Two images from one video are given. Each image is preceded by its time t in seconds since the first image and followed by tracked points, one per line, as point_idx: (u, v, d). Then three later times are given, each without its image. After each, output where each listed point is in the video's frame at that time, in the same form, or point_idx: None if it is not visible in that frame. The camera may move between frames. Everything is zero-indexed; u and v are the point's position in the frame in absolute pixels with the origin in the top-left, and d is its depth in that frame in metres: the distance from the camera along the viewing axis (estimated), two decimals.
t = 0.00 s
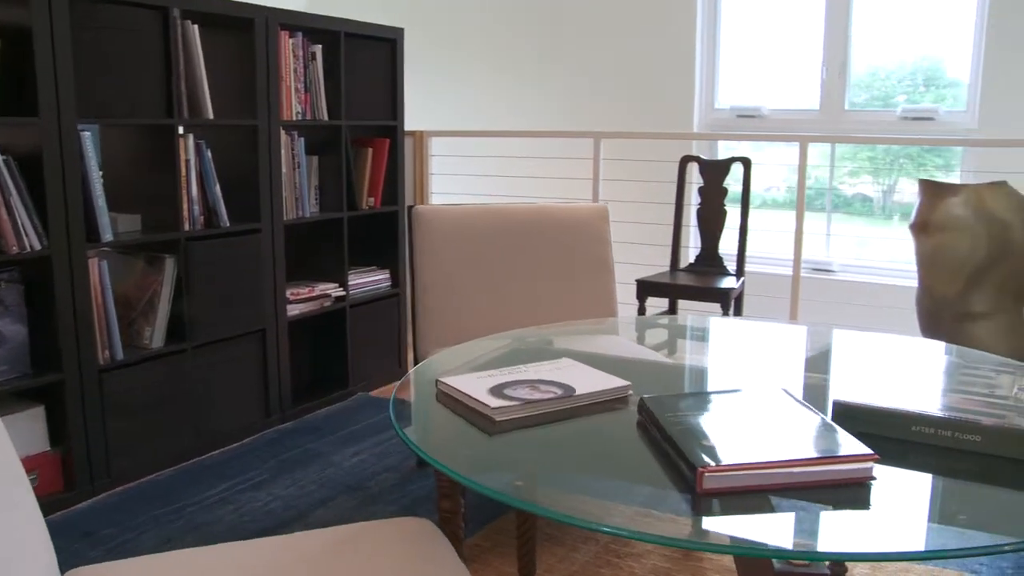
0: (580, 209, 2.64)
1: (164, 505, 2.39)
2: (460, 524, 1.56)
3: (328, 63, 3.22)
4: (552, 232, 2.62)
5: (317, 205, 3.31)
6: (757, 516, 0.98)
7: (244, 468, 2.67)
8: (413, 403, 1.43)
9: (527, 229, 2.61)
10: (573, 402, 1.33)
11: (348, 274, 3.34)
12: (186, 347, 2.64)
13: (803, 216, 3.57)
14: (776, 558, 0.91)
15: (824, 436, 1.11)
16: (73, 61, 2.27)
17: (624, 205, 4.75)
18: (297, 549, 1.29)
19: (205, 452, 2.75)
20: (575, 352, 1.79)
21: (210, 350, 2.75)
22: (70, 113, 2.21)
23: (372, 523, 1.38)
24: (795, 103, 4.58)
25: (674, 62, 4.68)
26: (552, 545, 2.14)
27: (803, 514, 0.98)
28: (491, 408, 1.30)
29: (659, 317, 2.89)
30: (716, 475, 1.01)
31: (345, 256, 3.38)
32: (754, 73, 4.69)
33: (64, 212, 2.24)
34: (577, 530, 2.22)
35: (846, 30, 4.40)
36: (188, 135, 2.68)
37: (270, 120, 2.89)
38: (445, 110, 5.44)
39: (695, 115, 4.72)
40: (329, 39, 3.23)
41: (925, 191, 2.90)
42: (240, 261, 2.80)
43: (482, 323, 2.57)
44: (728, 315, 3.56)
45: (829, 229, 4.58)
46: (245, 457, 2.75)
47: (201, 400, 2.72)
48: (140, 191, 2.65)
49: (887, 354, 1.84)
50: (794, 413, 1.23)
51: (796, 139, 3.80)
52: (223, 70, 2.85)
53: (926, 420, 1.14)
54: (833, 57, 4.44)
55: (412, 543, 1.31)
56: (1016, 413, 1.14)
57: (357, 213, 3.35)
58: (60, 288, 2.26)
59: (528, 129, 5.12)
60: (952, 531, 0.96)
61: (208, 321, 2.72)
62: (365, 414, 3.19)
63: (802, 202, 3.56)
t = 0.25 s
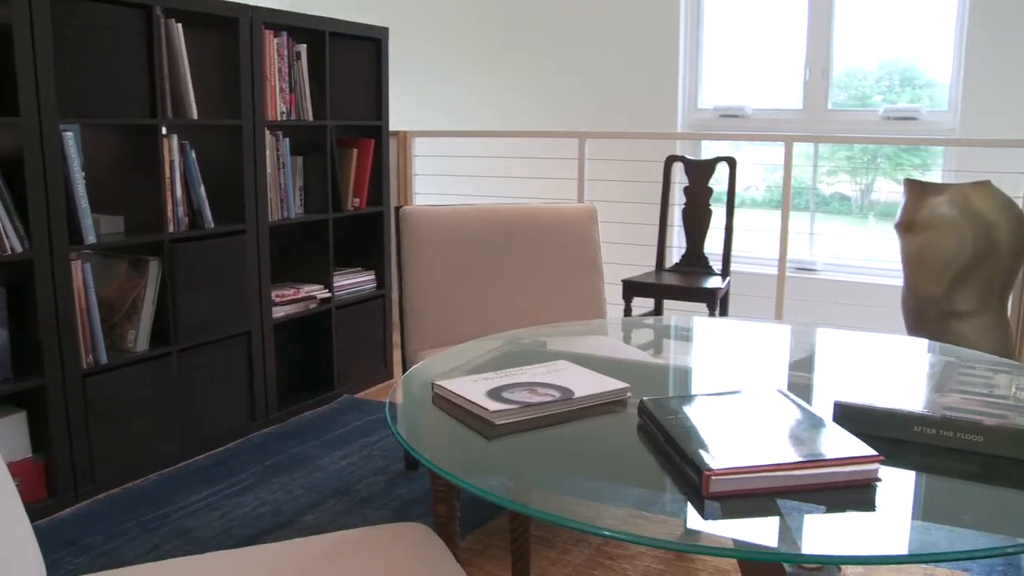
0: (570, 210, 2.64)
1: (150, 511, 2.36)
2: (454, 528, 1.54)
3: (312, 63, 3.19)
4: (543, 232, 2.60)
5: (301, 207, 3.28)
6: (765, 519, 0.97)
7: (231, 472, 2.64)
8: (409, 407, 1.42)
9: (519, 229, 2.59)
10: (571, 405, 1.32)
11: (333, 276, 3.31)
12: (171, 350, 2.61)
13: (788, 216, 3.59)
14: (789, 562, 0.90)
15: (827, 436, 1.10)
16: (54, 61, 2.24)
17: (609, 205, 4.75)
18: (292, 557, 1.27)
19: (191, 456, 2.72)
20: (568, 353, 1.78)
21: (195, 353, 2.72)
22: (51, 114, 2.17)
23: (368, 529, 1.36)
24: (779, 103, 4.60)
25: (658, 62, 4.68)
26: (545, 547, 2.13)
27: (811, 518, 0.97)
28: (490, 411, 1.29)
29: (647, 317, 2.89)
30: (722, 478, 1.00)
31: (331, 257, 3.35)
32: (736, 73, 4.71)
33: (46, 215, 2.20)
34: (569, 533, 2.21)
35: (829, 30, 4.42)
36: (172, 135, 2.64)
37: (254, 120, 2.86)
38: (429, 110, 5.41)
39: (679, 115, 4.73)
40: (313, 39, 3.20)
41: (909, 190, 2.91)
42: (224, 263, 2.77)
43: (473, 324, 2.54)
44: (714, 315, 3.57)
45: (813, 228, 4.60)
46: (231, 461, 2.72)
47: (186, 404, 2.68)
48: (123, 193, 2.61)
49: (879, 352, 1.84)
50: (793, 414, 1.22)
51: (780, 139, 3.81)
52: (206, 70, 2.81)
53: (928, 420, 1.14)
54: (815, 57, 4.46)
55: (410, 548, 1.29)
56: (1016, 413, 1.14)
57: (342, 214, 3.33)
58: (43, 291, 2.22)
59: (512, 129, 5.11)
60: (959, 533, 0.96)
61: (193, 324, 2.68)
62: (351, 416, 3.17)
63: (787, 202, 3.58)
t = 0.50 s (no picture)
0: (558, 210, 2.63)
1: (136, 517, 2.32)
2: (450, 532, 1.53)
3: (297, 63, 3.16)
4: (532, 232, 2.59)
5: (286, 208, 3.25)
6: (773, 523, 0.97)
7: (217, 477, 2.61)
8: (405, 410, 1.40)
9: (507, 229, 2.58)
10: (571, 408, 1.31)
11: (318, 277, 3.28)
12: (156, 353, 2.57)
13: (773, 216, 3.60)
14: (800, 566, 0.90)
15: (831, 437, 1.10)
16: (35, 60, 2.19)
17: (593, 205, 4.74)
18: (290, 564, 1.25)
19: (176, 461, 2.68)
20: (562, 354, 1.77)
21: (180, 356, 2.68)
22: (33, 114, 2.13)
23: (366, 535, 1.34)
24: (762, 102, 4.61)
25: (642, 62, 4.68)
26: (537, 550, 2.12)
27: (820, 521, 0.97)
28: (490, 414, 1.27)
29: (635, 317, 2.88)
30: (729, 481, 1.00)
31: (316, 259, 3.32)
32: (720, 73, 4.72)
33: (28, 216, 2.16)
34: (561, 535, 2.20)
35: (811, 30, 4.44)
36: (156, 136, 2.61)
37: (239, 120, 2.83)
38: (412, 110, 5.38)
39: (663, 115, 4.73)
40: (298, 38, 3.17)
41: (895, 189, 2.92)
42: (209, 265, 2.73)
43: (462, 324, 2.52)
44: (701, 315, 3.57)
45: (796, 228, 4.62)
46: (217, 466, 2.69)
47: (171, 408, 2.64)
48: (106, 194, 2.57)
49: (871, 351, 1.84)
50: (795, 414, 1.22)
51: (765, 139, 3.82)
52: (190, 69, 2.78)
53: (930, 421, 1.14)
54: (798, 57, 4.48)
55: (409, 553, 1.28)
56: (1017, 413, 1.15)
57: (327, 215, 3.30)
58: (25, 293, 2.18)
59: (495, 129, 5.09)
60: (967, 534, 0.96)
61: (177, 327, 2.65)
62: (338, 419, 3.14)
63: (773, 202, 3.59)
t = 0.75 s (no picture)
0: (547, 211, 2.62)
1: (122, 523, 2.29)
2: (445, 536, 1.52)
3: (281, 62, 3.13)
4: (521, 233, 2.58)
5: (270, 209, 3.22)
6: (782, 525, 0.96)
7: (203, 482, 2.58)
8: (401, 414, 1.38)
9: (496, 229, 2.56)
10: (570, 410, 1.30)
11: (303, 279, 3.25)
12: (139, 357, 2.54)
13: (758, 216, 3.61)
14: (812, 569, 0.89)
15: (836, 438, 1.10)
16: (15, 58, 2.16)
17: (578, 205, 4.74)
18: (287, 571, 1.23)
19: (160, 466, 2.64)
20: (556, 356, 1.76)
21: (164, 360, 2.64)
22: (14, 114, 2.10)
23: (363, 540, 1.33)
24: (745, 102, 4.63)
25: (625, 62, 4.69)
26: (530, 553, 2.11)
27: (828, 523, 0.97)
28: (489, 418, 1.26)
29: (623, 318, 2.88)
30: (736, 484, 0.99)
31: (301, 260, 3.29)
32: (702, 74, 4.73)
33: (10, 218, 2.12)
34: (553, 537, 2.19)
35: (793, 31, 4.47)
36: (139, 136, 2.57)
37: (223, 120, 2.80)
38: (395, 111, 5.35)
39: (646, 115, 4.74)
40: (282, 38, 3.14)
41: (880, 189, 2.94)
42: (194, 268, 2.70)
43: (450, 326, 2.50)
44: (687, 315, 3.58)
45: (779, 228, 4.64)
46: (202, 470, 2.66)
47: (155, 412, 2.61)
48: (87, 195, 2.53)
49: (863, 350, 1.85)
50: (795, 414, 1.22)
51: (749, 139, 3.84)
52: (172, 69, 2.74)
53: (933, 421, 1.14)
54: (781, 57, 4.50)
55: (408, 559, 1.26)
56: (1017, 411, 1.15)
57: (312, 216, 3.27)
58: (6, 296, 2.14)
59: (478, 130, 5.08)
60: (975, 535, 0.96)
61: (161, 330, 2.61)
62: (324, 422, 3.11)
63: (757, 202, 3.60)
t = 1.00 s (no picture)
0: (532, 211, 2.61)
1: (104, 531, 2.25)
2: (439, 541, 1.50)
3: (262, 62, 3.10)
4: (506, 234, 2.56)
5: (251, 211, 3.18)
6: (788, 528, 0.96)
7: (186, 487, 2.54)
8: (395, 417, 1.37)
9: (482, 230, 2.54)
10: (567, 412, 1.29)
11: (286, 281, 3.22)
12: (121, 361, 2.50)
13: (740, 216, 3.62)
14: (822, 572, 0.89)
15: (837, 438, 1.10)
16: None
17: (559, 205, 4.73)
18: None
19: (141, 472, 2.60)
20: (547, 357, 1.75)
21: (145, 364, 2.60)
22: None
23: (359, 547, 1.31)
24: (725, 102, 4.65)
25: (607, 62, 4.69)
26: (520, 555, 2.10)
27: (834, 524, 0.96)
28: (485, 421, 1.24)
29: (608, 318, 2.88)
30: (741, 486, 0.99)
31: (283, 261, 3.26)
32: (683, 74, 4.74)
33: None
34: (543, 539, 2.18)
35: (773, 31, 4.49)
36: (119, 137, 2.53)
37: (204, 120, 2.76)
38: (375, 111, 5.32)
39: (627, 114, 4.74)
40: (262, 37, 3.10)
41: (862, 188, 2.96)
42: (175, 269, 2.66)
43: (437, 327, 2.48)
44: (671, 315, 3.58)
45: (759, 227, 4.67)
46: (185, 475, 2.62)
47: (136, 417, 2.57)
48: (66, 196, 2.48)
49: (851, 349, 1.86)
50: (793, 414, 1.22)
51: (731, 139, 3.85)
52: (152, 69, 2.70)
53: (932, 420, 1.15)
54: (761, 57, 4.52)
55: (405, 565, 1.25)
56: (1013, 410, 1.16)
57: (294, 217, 3.23)
58: None
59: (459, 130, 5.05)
60: (980, 534, 0.96)
61: (142, 333, 2.57)
62: (308, 425, 3.08)
63: (740, 201, 3.61)
